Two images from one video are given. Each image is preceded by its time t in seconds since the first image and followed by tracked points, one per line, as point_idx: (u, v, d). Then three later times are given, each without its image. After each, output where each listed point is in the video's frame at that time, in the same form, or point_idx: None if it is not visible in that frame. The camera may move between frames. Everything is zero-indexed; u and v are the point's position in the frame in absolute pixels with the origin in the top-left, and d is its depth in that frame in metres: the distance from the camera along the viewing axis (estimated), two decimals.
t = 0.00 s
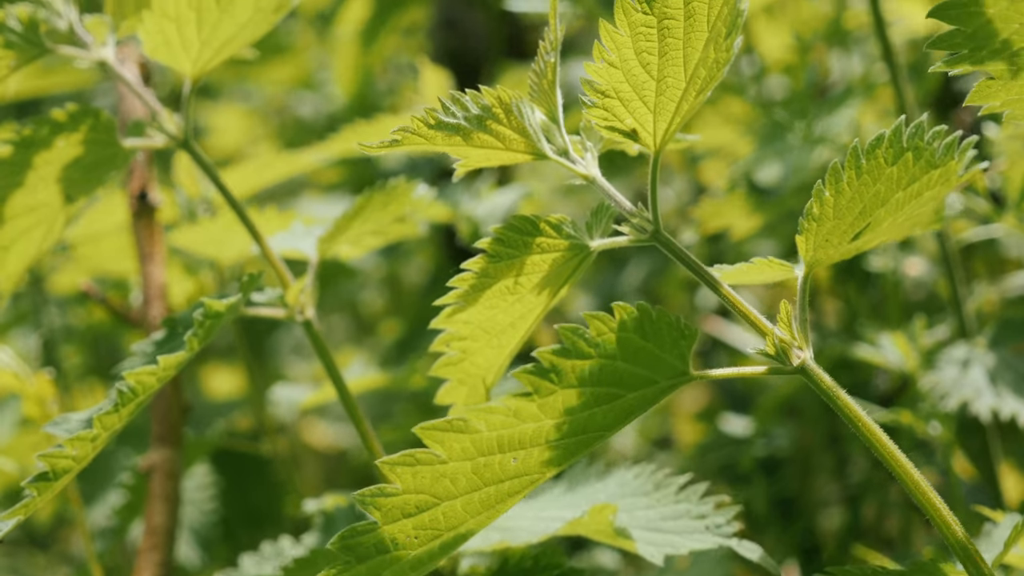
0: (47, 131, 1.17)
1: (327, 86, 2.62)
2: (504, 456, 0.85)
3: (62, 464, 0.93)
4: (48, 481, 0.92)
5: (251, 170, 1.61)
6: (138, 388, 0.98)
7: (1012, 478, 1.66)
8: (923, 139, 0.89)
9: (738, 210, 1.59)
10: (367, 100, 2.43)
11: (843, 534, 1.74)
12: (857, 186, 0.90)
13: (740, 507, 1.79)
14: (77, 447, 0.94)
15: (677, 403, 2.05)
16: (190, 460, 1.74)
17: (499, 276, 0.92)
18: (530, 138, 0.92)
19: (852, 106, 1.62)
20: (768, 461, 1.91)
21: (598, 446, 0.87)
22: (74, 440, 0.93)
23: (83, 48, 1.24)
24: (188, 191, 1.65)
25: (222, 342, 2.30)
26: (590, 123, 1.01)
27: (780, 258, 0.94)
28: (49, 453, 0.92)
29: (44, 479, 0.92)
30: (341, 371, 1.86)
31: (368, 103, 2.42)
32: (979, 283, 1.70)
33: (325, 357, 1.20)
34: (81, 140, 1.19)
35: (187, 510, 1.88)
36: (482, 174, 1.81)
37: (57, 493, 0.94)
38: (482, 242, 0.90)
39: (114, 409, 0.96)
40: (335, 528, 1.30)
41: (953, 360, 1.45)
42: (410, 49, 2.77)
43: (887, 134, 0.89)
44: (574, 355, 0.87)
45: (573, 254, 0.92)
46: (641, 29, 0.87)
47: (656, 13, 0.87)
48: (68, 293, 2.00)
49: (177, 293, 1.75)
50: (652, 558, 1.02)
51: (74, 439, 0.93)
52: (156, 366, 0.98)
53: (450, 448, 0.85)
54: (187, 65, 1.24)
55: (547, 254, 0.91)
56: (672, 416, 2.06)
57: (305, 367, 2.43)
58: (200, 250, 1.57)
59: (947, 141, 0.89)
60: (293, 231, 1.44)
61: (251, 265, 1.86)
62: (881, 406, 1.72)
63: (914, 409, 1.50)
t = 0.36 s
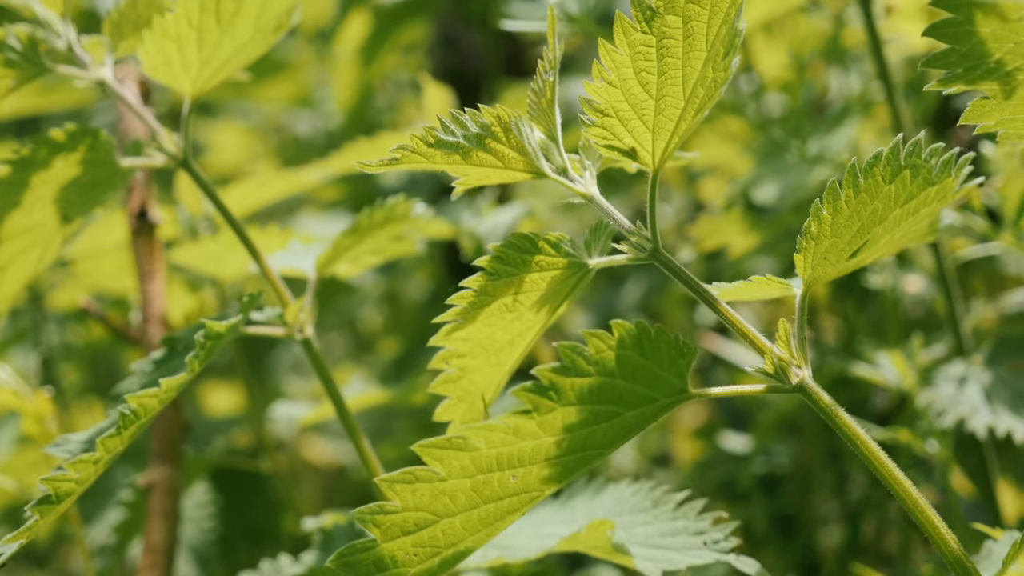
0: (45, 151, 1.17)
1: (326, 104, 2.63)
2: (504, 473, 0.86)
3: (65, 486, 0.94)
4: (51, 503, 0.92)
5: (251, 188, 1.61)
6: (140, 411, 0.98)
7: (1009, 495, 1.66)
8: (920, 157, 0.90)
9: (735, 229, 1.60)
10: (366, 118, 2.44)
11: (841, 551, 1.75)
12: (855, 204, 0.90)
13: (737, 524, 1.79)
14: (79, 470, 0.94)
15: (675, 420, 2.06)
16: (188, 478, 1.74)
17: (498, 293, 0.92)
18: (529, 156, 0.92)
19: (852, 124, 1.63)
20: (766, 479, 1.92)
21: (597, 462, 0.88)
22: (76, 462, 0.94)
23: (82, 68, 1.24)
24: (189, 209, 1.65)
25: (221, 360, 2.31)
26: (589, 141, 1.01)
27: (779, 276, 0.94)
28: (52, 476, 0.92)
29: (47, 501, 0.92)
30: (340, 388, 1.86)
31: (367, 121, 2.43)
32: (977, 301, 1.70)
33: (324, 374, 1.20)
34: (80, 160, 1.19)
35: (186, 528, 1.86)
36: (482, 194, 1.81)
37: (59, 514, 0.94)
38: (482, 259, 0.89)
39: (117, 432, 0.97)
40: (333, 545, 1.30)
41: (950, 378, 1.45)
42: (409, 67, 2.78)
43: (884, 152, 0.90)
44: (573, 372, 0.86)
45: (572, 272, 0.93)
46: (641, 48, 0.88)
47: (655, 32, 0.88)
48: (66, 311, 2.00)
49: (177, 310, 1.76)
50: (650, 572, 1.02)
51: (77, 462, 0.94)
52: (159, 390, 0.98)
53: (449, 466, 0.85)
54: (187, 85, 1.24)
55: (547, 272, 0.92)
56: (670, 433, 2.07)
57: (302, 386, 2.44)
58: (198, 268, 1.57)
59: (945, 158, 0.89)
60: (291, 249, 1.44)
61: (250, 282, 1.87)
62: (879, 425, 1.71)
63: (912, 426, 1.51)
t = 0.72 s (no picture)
0: (45, 169, 1.18)
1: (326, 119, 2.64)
2: (503, 491, 0.86)
3: (62, 502, 0.93)
4: (48, 519, 0.92)
5: (251, 205, 1.61)
6: (138, 428, 0.97)
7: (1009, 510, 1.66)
8: (920, 174, 0.90)
9: (736, 245, 1.60)
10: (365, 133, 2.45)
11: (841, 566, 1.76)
12: (855, 221, 0.91)
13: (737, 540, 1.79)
14: (78, 486, 0.94)
15: (674, 435, 2.06)
16: (188, 494, 1.74)
17: (498, 309, 0.92)
18: (529, 173, 0.92)
19: (850, 139, 1.63)
20: (766, 494, 1.92)
21: (597, 479, 0.88)
22: (75, 478, 0.93)
23: (81, 85, 1.24)
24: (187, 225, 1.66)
25: (219, 376, 2.31)
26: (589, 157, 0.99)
27: (779, 292, 0.94)
28: (49, 491, 0.92)
29: (44, 517, 0.91)
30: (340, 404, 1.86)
31: (366, 135, 2.44)
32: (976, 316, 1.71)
33: (323, 391, 1.20)
34: (78, 178, 1.20)
35: (184, 544, 1.87)
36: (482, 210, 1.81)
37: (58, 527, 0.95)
38: (483, 275, 0.89)
39: (115, 448, 0.96)
40: (331, 563, 1.30)
41: (950, 395, 1.45)
42: (408, 82, 2.79)
43: (884, 169, 0.90)
44: (571, 390, 0.86)
45: (572, 287, 0.93)
46: (640, 65, 0.88)
47: (654, 50, 0.88)
48: (65, 326, 2.00)
49: (176, 326, 1.76)
50: None
51: (75, 477, 0.93)
52: (157, 407, 0.97)
53: (449, 483, 0.85)
54: (187, 102, 1.24)
55: (546, 287, 0.92)
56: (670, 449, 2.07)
57: (301, 403, 2.44)
58: (197, 284, 1.57)
59: (946, 174, 0.89)
60: (290, 265, 1.45)
61: (250, 298, 1.87)
62: (879, 441, 1.69)
63: (912, 442, 1.51)
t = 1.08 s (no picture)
0: (47, 182, 1.17)
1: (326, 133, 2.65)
2: (500, 498, 0.85)
3: (56, 508, 0.93)
4: (42, 524, 0.92)
5: (251, 219, 1.62)
6: (134, 436, 0.97)
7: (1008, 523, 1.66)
8: (920, 188, 0.90)
9: (734, 260, 1.61)
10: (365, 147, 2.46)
11: None
12: (855, 235, 0.91)
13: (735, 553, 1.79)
14: (72, 492, 0.94)
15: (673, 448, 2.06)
16: (187, 507, 1.74)
17: (502, 321, 0.92)
18: (530, 187, 0.91)
19: (848, 153, 1.64)
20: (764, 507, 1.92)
21: (594, 487, 0.88)
22: (70, 485, 0.93)
23: (83, 99, 1.25)
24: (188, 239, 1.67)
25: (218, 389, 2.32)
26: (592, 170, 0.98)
27: (779, 305, 0.94)
28: (43, 497, 0.92)
29: (38, 523, 0.92)
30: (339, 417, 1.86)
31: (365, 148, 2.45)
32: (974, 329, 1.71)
33: (322, 404, 1.20)
34: (80, 191, 1.19)
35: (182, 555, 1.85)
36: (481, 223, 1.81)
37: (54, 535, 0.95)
38: (486, 287, 0.90)
39: (110, 456, 0.96)
40: None
41: (947, 407, 1.47)
42: (407, 96, 2.80)
43: (884, 183, 0.91)
44: (568, 399, 0.85)
45: (575, 299, 0.93)
46: (638, 81, 0.89)
47: (652, 65, 0.88)
48: (66, 339, 2.00)
49: (176, 339, 1.76)
50: None
51: (69, 483, 0.93)
52: (153, 415, 0.97)
53: (445, 489, 0.84)
54: (187, 116, 1.25)
55: (549, 300, 0.92)
56: (669, 462, 2.07)
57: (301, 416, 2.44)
58: (197, 298, 1.58)
59: (945, 189, 0.90)
60: (291, 278, 1.45)
61: (250, 311, 1.87)
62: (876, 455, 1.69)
63: (909, 455, 1.51)
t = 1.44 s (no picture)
0: (47, 193, 1.17)
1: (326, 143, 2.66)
2: (501, 519, 0.85)
3: (59, 530, 0.93)
4: (46, 547, 0.92)
5: (250, 230, 1.62)
6: (135, 457, 0.97)
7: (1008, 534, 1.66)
8: (914, 203, 0.91)
9: (734, 270, 1.62)
10: (364, 157, 2.47)
11: None
12: (851, 248, 0.90)
13: (735, 565, 1.79)
14: (74, 514, 0.94)
15: (673, 458, 2.06)
16: (186, 519, 1.73)
17: (494, 338, 0.92)
18: (524, 203, 0.92)
19: (847, 164, 1.65)
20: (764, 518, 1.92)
21: (595, 507, 0.87)
22: (71, 506, 0.93)
23: (84, 109, 1.25)
24: (188, 250, 1.67)
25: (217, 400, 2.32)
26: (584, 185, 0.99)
27: (774, 319, 0.93)
28: (46, 519, 0.92)
29: (42, 546, 0.92)
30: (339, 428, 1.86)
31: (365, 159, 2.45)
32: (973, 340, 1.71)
33: (321, 416, 1.20)
34: (81, 201, 1.19)
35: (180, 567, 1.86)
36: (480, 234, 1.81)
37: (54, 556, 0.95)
38: (478, 303, 0.90)
39: (111, 476, 0.95)
40: None
41: (948, 419, 1.46)
42: (406, 107, 2.81)
43: (879, 198, 0.90)
44: (568, 418, 0.86)
45: (566, 316, 0.93)
46: (636, 95, 0.88)
47: (650, 78, 0.88)
48: (65, 350, 2.01)
49: (175, 350, 1.76)
50: None
51: (71, 504, 0.93)
52: (154, 434, 0.97)
53: (445, 511, 0.85)
54: (187, 128, 1.25)
55: (541, 317, 0.92)
56: (668, 473, 2.07)
57: (299, 426, 2.44)
58: (196, 309, 1.58)
59: (939, 203, 0.91)
60: (290, 290, 1.45)
61: (249, 322, 1.87)
62: (877, 464, 1.71)
63: (910, 466, 1.51)
